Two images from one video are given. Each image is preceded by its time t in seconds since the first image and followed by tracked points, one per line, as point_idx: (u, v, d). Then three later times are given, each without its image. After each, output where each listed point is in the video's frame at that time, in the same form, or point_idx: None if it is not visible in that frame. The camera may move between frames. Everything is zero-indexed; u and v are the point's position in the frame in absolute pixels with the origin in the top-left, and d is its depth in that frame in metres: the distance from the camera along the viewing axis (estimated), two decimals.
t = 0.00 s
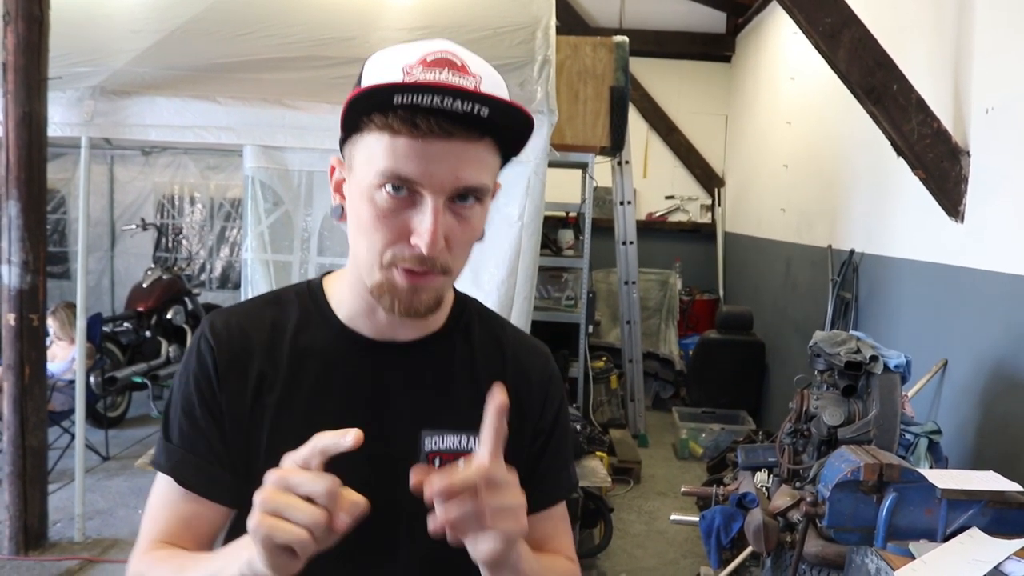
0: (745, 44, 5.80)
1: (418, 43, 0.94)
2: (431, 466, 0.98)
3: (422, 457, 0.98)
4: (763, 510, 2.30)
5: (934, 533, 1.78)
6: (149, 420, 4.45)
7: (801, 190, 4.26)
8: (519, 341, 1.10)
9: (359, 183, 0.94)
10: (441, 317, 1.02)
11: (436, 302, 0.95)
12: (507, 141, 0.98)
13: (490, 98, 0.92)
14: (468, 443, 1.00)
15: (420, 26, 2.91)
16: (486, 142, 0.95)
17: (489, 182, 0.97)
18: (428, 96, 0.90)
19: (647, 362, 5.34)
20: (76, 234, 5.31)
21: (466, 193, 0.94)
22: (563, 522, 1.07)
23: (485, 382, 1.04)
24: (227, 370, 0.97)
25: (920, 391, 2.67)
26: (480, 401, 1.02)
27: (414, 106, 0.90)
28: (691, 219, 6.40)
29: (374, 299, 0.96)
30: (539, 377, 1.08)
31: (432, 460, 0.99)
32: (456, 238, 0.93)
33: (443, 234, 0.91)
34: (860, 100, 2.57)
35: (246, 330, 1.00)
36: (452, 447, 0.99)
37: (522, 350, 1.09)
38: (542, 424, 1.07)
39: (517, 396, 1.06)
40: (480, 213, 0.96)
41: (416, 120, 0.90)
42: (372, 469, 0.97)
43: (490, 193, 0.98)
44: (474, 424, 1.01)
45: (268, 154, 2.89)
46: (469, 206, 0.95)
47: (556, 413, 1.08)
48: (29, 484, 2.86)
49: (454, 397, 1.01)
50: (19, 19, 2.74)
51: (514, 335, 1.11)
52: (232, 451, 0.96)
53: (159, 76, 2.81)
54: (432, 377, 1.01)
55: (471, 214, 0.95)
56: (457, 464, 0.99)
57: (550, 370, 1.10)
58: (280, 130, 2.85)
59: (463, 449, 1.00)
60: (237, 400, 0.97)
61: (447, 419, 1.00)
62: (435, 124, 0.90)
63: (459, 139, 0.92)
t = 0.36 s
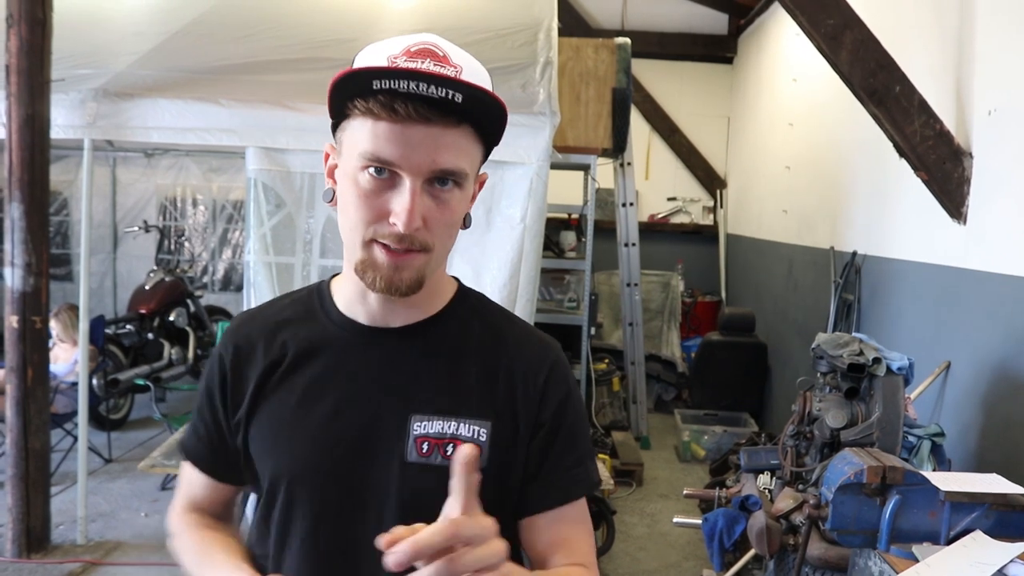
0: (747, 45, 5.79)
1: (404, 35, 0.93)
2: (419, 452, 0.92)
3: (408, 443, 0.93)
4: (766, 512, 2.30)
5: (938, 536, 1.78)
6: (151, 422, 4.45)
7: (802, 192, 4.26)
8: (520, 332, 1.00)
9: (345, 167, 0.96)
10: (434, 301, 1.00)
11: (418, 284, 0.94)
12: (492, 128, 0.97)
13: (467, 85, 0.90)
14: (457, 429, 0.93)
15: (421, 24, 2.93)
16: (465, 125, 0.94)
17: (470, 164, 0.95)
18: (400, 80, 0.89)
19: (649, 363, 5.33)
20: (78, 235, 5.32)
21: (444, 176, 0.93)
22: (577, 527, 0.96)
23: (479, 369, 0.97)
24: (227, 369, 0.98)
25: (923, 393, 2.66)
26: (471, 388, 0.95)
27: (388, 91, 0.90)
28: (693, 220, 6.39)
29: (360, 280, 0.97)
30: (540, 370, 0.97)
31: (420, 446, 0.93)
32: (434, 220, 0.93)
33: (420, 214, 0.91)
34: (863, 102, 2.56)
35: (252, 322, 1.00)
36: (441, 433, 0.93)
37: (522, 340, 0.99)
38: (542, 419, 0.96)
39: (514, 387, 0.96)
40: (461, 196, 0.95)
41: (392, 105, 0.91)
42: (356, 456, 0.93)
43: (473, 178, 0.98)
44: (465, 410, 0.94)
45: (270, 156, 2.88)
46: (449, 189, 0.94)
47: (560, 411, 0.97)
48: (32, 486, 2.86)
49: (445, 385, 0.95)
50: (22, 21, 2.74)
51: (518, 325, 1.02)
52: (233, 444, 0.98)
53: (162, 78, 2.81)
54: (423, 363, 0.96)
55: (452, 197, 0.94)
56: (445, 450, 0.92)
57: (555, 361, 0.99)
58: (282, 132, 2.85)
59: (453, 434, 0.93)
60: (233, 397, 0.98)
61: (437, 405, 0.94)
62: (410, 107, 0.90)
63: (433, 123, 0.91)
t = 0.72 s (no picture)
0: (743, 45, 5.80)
1: (421, 35, 0.94)
2: (432, 457, 0.87)
3: (422, 447, 0.88)
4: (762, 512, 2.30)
5: (932, 535, 1.78)
6: (147, 422, 4.44)
7: (798, 192, 4.26)
8: (550, 335, 0.91)
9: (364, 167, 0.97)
10: (463, 301, 0.94)
11: (432, 278, 0.91)
12: (508, 117, 0.93)
13: (463, 67, 0.87)
14: (470, 436, 0.87)
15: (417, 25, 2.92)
16: (470, 111, 0.91)
17: (481, 150, 0.91)
18: (395, 67, 0.90)
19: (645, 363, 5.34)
20: (74, 236, 5.31)
21: (453, 164, 0.91)
22: (611, 554, 0.85)
23: (501, 374, 0.89)
24: (290, 366, 1.02)
25: (918, 393, 2.67)
26: (489, 393, 0.88)
27: (385, 80, 0.91)
28: (689, 220, 6.40)
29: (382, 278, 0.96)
30: (565, 378, 0.87)
31: (433, 451, 0.88)
32: (442, 208, 0.90)
33: (426, 203, 0.89)
34: (858, 102, 2.56)
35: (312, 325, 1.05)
36: (455, 439, 0.87)
37: (550, 344, 0.90)
38: (566, 434, 0.85)
39: (534, 395, 0.87)
40: (475, 184, 0.91)
41: (392, 95, 0.91)
42: (376, 457, 0.91)
43: (490, 170, 0.93)
44: (480, 416, 0.87)
45: (264, 156, 2.88)
46: (461, 179, 0.91)
47: (585, 430, 0.85)
48: (27, 487, 2.86)
49: (465, 389, 0.89)
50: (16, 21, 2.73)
51: (552, 329, 0.93)
52: (291, 439, 1.02)
53: (157, 78, 2.80)
54: (446, 365, 0.91)
55: (463, 185, 0.91)
56: (457, 457, 0.86)
57: (586, 367, 0.88)
58: (278, 133, 2.86)
59: (465, 441, 0.87)
60: (290, 394, 1.02)
61: (454, 410, 0.89)
62: (407, 95, 0.90)
63: (430, 107, 0.90)
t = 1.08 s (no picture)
0: (743, 47, 5.81)
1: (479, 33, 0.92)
2: (497, 476, 0.87)
3: (488, 465, 0.87)
4: (762, 515, 2.30)
5: (933, 538, 1.78)
6: (147, 426, 4.44)
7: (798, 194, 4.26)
8: (620, 349, 0.89)
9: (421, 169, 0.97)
10: (520, 304, 0.92)
11: (481, 278, 0.89)
12: (563, 114, 0.88)
13: (502, 61, 0.84)
14: (538, 455, 0.85)
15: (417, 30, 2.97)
16: (518, 107, 0.88)
17: (531, 147, 0.88)
18: (435, 63, 0.89)
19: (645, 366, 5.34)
20: (74, 240, 5.31)
21: (502, 163, 0.88)
22: None
23: (570, 389, 0.88)
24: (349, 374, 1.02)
25: (919, 396, 2.66)
26: (557, 409, 0.87)
27: (428, 79, 0.91)
28: (689, 223, 6.40)
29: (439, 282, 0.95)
30: (637, 394, 0.84)
31: (499, 469, 0.87)
32: (489, 209, 0.88)
33: (472, 203, 0.88)
34: (858, 105, 2.55)
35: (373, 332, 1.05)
36: (522, 457, 0.86)
37: (620, 358, 0.88)
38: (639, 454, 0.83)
39: (605, 412, 0.85)
40: (526, 184, 0.89)
41: (437, 93, 0.91)
42: (439, 474, 0.90)
43: (546, 169, 0.90)
44: (548, 434, 0.86)
45: (265, 160, 2.87)
46: (511, 178, 0.89)
47: (662, 449, 0.83)
48: (27, 491, 2.85)
49: (533, 405, 0.88)
50: (17, 26, 2.74)
51: (623, 340, 0.91)
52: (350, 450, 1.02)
53: (157, 82, 2.81)
54: (513, 379, 0.90)
55: (513, 185, 0.88)
56: (524, 477, 0.85)
57: (659, 383, 0.85)
58: (277, 136, 2.83)
59: (532, 461, 0.85)
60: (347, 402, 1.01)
61: (521, 427, 0.88)
62: (450, 92, 0.90)
63: (474, 104, 0.89)
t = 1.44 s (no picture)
0: (733, 46, 5.82)
1: (525, 30, 0.93)
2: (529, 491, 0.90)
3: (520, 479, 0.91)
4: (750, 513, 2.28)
5: (920, 535, 1.79)
6: (136, 424, 4.43)
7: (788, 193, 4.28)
8: (664, 371, 0.91)
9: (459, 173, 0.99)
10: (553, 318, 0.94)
11: (507, 298, 0.91)
12: (592, 133, 0.86)
13: (521, 84, 0.83)
14: (571, 474, 0.89)
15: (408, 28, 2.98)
16: (546, 126, 0.86)
17: (562, 166, 0.87)
18: (461, 76, 0.88)
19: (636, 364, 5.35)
20: (62, 237, 5.28)
21: (529, 182, 0.88)
22: None
23: (609, 408, 0.90)
24: (393, 371, 1.11)
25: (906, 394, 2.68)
26: (593, 427, 0.90)
27: (457, 88, 0.91)
28: (679, 222, 6.43)
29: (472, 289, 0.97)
30: (677, 420, 0.86)
31: (531, 484, 0.90)
32: (512, 229, 0.88)
33: (495, 222, 0.88)
34: (847, 103, 2.56)
35: (422, 334, 1.11)
36: (555, 475, 0.89)
37: (660, 380, 0.90)
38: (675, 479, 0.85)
39: (643, 433, 0.88)
40: (556, 204, 0.88)
41: (467, 105, 0.90)
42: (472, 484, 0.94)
43: (576, 188, 0.89)
44: (582, 452, 0.89)
45: (255, 158, 2.86)
46: (539, 197, 0.88)
47: (698, 479, 0.85)
48: (14, 490, 2.84)
49: (568, 420, 0.91)
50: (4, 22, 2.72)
51: (669, 361, 0.93)
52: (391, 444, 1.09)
53: (145, 79, 2.80)
54: (551, 394, 0.93)
55: (540, 206, 0.88)
56: (556, 494, 0.88)
57: (700, 412, 0.87)
58: (266, 133, 2.83)
59: (565, 479, 0.89)
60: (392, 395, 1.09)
61: (554, 443, 0.91)
62: (477, 106, 0.89)
63: (501, 122, 0.88)
